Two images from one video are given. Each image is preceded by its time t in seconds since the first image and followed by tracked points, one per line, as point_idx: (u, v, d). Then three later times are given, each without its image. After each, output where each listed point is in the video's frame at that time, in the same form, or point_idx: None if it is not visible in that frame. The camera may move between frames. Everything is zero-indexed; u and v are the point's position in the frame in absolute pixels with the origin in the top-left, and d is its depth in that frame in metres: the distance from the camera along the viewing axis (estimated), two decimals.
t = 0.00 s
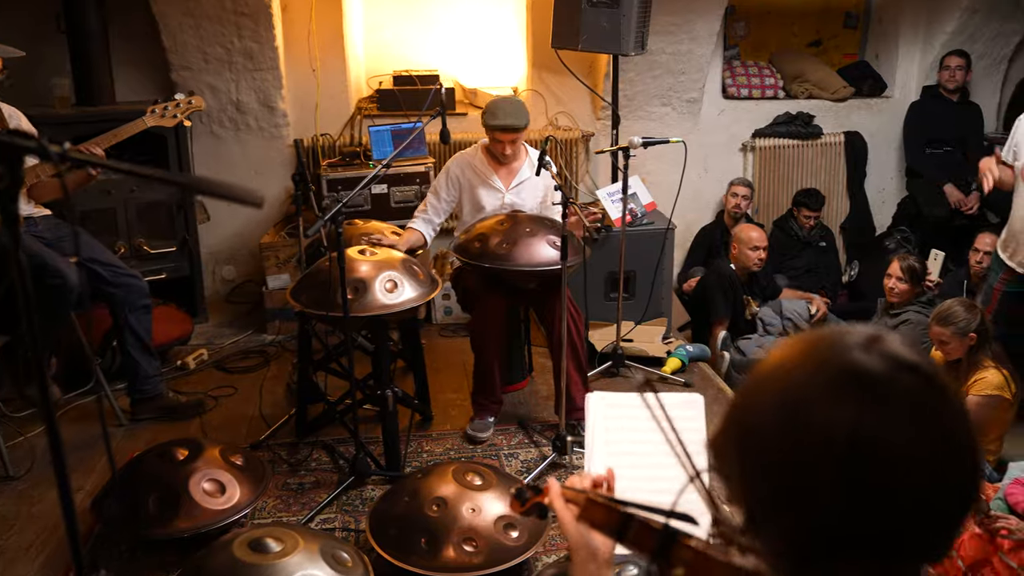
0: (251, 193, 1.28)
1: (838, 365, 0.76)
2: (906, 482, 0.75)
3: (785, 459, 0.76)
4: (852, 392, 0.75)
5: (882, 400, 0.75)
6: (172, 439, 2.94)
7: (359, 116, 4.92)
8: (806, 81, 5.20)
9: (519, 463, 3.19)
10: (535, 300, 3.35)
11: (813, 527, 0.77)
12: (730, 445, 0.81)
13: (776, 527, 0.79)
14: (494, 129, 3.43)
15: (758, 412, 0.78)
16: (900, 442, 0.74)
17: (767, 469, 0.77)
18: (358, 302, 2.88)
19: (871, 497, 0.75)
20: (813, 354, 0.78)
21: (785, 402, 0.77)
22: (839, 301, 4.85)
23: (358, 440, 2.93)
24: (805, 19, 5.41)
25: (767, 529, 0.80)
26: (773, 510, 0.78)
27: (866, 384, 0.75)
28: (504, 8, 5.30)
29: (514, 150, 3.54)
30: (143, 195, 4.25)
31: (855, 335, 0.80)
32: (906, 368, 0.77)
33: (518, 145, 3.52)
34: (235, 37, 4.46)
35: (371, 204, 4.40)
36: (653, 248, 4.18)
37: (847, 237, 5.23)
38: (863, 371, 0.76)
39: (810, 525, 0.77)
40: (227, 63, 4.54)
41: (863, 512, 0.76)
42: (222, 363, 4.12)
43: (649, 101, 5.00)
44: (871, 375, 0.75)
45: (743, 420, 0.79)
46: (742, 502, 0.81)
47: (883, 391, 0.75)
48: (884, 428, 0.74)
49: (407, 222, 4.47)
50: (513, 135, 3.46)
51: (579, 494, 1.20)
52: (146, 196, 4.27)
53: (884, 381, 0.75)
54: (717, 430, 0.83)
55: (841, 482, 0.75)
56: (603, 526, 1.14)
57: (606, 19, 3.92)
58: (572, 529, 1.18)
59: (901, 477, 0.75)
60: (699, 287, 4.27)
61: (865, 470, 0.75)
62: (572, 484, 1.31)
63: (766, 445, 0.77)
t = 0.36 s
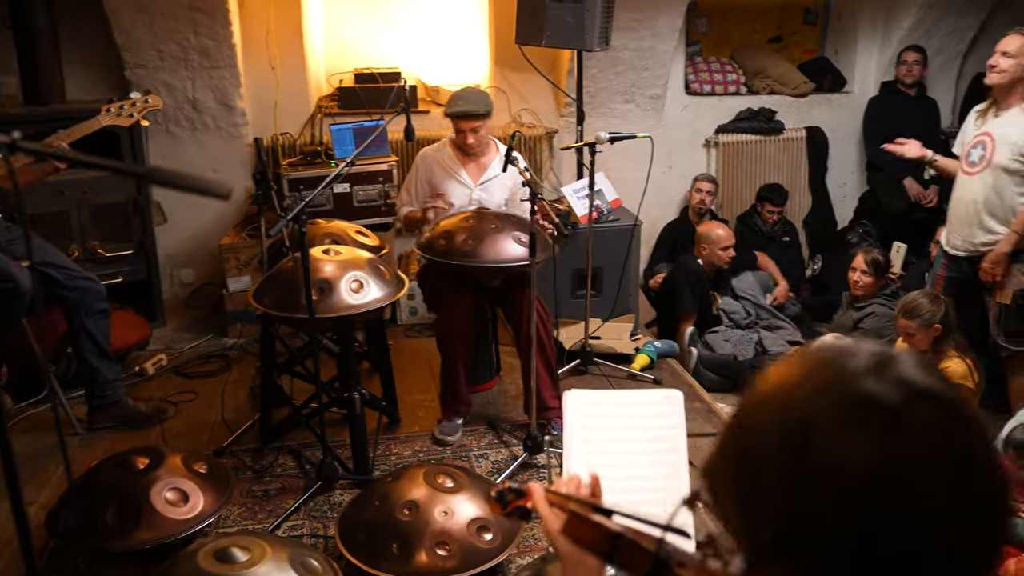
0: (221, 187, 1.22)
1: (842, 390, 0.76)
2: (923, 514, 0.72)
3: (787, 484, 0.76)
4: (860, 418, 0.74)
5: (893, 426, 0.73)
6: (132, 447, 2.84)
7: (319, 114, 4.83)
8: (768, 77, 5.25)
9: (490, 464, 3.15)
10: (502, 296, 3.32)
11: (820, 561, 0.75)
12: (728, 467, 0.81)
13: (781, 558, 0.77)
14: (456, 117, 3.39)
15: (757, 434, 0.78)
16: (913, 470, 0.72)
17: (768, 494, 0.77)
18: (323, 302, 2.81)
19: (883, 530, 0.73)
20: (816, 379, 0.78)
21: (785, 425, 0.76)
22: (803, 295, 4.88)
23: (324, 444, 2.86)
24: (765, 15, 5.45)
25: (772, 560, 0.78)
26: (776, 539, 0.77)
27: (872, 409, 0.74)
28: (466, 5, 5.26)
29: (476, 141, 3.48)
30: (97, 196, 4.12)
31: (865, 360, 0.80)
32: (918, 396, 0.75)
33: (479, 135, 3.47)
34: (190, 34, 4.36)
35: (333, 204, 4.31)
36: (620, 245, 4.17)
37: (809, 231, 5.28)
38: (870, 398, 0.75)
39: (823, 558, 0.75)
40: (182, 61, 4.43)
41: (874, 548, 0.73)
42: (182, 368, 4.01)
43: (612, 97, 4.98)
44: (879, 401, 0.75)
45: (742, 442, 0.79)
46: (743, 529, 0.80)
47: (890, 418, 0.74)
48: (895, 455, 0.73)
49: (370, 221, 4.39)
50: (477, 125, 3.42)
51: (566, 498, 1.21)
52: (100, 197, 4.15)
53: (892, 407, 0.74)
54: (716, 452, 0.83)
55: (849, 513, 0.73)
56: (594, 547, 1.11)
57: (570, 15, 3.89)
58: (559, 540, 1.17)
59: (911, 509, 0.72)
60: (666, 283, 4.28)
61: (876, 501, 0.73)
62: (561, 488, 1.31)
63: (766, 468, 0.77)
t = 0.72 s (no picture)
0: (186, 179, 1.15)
1: (900, 392, 0.62)
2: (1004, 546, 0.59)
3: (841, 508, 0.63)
4: (921, 430, 0.60)
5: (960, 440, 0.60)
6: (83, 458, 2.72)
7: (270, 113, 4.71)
8: (719, 72, 5.26)
9: (456, 465, 3.11)
10: (462, 295, 3.26)
11: None
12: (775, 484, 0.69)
13: None
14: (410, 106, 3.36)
15: (804, 448, 0.65)
16: (987, 496, 0.59)
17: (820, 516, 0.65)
18: (283, 304, 2.74)
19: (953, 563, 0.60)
20: (871, 380, 0.64)
21: (835, 438, 0.63)
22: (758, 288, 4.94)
23: (286, 449, 2.78)
24: (716, 12, 5.50)
25: None
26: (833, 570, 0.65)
27: (936, 418, 0.60)
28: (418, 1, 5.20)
29: (428, 132, 3.45)
30: (38, 199, 3.96)
31: (924, 357, 0.65)
32: (996, 402, 0.61)
33: (431, 127, 3.43)
34: (134, 30, 4.23)
35: (287, 204, 4.21)
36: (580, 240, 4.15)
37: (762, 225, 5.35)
38: (935, 403, 0.61)
39: None
40: (126, 58, 4.29)
41: None
42: (133, 375, 3.88)
43: (566, 93, 4.98)
44: (942, 410, 0.60)
45: (787, 455, 0.67)
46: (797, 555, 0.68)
47: (957, 428, 0.60)
48: (965, 476, 0.59)
49: (325, 221, 4.30)
50: (428, 115, 3.40)
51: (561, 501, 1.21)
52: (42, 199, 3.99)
53: (961, 416, 0.60)
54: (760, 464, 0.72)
55: (914, 543, 0.60)
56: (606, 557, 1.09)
57: (526, 9, 3.86)
58: (549, 536, 1.19)
59: (988, 540, 0.59)
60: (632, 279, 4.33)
61: (946, 529, 0.59)
62: (556, 488, 1.32)
63: (816, 488, 0.65)
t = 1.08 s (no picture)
0: (164, 161, 0.95)
1: (954, 336, 0.61)
2: None
3: (904, 461, 0.61)
4: (984, 372, 0.60)
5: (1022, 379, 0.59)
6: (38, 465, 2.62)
7: (225, 106, 4.61)
8: (679, 64, 5.30)
9: (427, 462, 3.06)
10: (431, 288, 3.21)
11: (949, 549, 0.61)
12: (826, 447, 0.66)
13: (902, 550, 0.63)
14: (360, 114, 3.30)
15: (859, 403, 0.63)
16: None
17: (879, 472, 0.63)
18: (247, 300, 2.66)
19: (1018, 507, 0.59)
20: (921, 327, 0.63)
21: (893, 389, 0.61)
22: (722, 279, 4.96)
23: (254, 450, 2.71)
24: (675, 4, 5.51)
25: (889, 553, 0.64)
26: (891, 524, 0.63)
27: (994, 360, 0.60)
28: None
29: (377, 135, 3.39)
30: None
31: (967, 303, 0.65)
32: None
33: (382, 131, 3.36)
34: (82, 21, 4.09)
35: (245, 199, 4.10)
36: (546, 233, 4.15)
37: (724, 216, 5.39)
38: (988, 341, 0.61)
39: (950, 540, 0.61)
40: (74, 50, 4.15)
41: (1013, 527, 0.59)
42: (88, 378, 3.76)
43: (528, 85, 4.94)
44: (1001, 349, 0.60)
45: (841, 413, 0.64)
46: (853, 518, 0.66)
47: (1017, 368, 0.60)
48: None
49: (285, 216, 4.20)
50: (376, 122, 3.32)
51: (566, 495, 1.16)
52: None
53: (1019, 355, 0.60)
54: (805, 429, 0.69)
55: (976, 482, 0.59)
56: (625, 536, 1.05)
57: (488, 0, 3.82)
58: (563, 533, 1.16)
59: None
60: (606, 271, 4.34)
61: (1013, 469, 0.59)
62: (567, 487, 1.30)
63: (871, 443, 0.62)
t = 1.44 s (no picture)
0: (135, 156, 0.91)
1: (922, 263, 0.64)
2: None
3: (885, 382, 0.64)
4: (952, 290, 0.63)
5: (988, 293, 0.62)
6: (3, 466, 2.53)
7: (191, 93, 4.47)
8: (650, 48, 5.24)
9: (406, 453, 3.03)
10: (404, 279, 3.15)
11: (936, 460, 0.64)
12: (816, 376, 0.69)
13: (890, 468, 0.66)
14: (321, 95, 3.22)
15: (842, 330, 0.66)
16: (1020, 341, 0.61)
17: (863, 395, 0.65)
18: (219, 293, 2.60)
19: (995, 413, 0.62)
20: (897, 253, 0.65)
21: (872, 312, 0.64)
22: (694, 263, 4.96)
23: (228, 444, 2.65)
24: None
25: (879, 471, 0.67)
26: (879, 445, 0.66)
27: (960, 279, 0.63)
28: None
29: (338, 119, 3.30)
30: None
31: (933, 232, 0.68)
32: (1006, 257, 0.64)
33: (343, 112, 3.28)
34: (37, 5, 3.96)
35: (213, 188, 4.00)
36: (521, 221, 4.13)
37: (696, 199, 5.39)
38: (958, 260, 0.64)
39: (936, 452, 0.64)
40: (29, 35, 4.02)
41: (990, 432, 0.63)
42: (52, 374, 3.65)
43: (499, 70, 4.88)
44: (966, 269, 0.63)
45: (827, 341, 0.67)
46: (844, 440, 0.69)
47: (982, 285, 0.62)
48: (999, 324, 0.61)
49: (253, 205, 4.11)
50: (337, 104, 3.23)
51: (575, 493, 1.17)
52: None
53: (982, 273, 0.63)
54: (794, 362, 0.71)
55: (955, 392, 0.62)
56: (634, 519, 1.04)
57: None
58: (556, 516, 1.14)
59: None
60: (577, 260, 4.33)
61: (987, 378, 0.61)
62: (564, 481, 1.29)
63: (861, 368, 0.65)
